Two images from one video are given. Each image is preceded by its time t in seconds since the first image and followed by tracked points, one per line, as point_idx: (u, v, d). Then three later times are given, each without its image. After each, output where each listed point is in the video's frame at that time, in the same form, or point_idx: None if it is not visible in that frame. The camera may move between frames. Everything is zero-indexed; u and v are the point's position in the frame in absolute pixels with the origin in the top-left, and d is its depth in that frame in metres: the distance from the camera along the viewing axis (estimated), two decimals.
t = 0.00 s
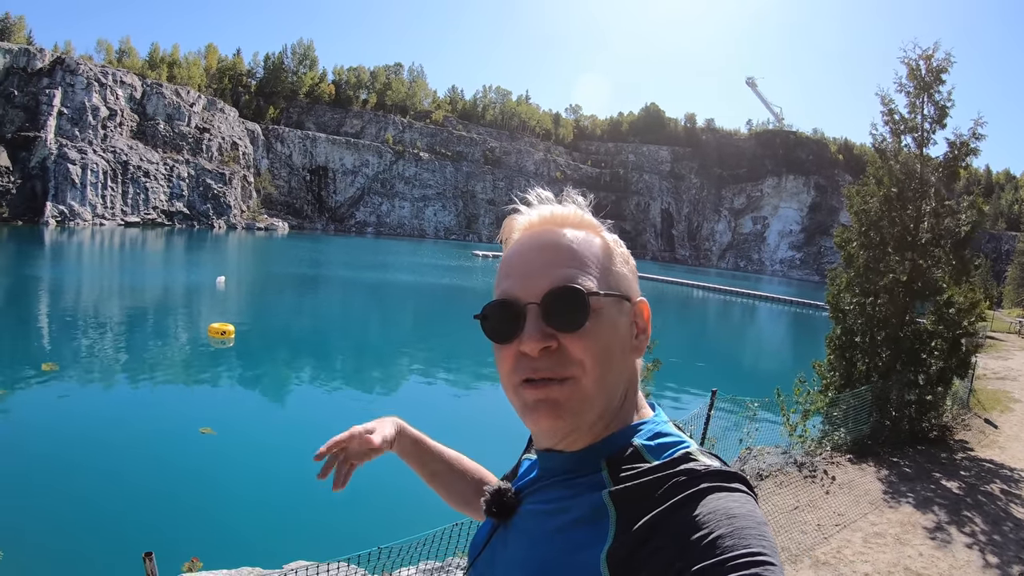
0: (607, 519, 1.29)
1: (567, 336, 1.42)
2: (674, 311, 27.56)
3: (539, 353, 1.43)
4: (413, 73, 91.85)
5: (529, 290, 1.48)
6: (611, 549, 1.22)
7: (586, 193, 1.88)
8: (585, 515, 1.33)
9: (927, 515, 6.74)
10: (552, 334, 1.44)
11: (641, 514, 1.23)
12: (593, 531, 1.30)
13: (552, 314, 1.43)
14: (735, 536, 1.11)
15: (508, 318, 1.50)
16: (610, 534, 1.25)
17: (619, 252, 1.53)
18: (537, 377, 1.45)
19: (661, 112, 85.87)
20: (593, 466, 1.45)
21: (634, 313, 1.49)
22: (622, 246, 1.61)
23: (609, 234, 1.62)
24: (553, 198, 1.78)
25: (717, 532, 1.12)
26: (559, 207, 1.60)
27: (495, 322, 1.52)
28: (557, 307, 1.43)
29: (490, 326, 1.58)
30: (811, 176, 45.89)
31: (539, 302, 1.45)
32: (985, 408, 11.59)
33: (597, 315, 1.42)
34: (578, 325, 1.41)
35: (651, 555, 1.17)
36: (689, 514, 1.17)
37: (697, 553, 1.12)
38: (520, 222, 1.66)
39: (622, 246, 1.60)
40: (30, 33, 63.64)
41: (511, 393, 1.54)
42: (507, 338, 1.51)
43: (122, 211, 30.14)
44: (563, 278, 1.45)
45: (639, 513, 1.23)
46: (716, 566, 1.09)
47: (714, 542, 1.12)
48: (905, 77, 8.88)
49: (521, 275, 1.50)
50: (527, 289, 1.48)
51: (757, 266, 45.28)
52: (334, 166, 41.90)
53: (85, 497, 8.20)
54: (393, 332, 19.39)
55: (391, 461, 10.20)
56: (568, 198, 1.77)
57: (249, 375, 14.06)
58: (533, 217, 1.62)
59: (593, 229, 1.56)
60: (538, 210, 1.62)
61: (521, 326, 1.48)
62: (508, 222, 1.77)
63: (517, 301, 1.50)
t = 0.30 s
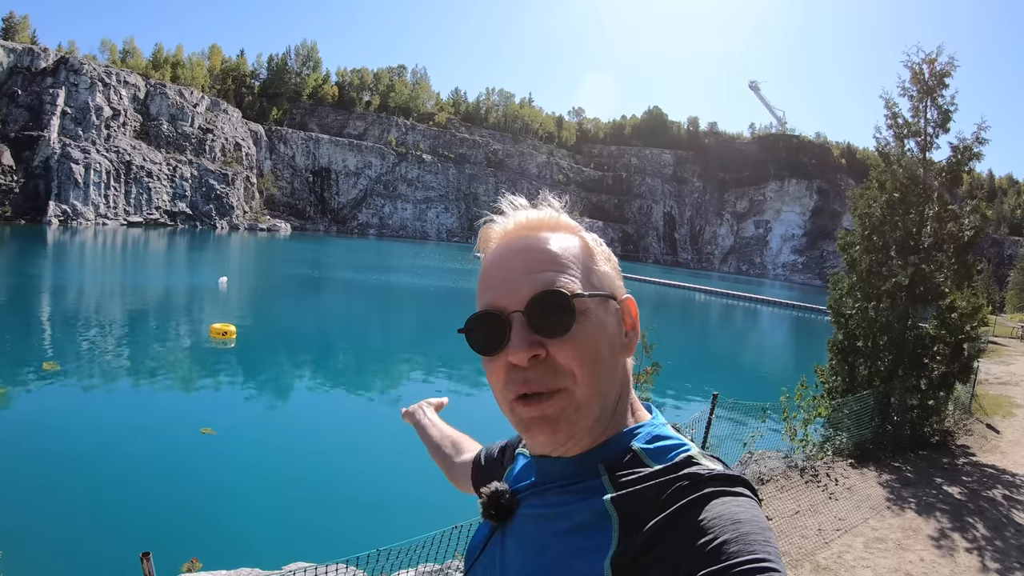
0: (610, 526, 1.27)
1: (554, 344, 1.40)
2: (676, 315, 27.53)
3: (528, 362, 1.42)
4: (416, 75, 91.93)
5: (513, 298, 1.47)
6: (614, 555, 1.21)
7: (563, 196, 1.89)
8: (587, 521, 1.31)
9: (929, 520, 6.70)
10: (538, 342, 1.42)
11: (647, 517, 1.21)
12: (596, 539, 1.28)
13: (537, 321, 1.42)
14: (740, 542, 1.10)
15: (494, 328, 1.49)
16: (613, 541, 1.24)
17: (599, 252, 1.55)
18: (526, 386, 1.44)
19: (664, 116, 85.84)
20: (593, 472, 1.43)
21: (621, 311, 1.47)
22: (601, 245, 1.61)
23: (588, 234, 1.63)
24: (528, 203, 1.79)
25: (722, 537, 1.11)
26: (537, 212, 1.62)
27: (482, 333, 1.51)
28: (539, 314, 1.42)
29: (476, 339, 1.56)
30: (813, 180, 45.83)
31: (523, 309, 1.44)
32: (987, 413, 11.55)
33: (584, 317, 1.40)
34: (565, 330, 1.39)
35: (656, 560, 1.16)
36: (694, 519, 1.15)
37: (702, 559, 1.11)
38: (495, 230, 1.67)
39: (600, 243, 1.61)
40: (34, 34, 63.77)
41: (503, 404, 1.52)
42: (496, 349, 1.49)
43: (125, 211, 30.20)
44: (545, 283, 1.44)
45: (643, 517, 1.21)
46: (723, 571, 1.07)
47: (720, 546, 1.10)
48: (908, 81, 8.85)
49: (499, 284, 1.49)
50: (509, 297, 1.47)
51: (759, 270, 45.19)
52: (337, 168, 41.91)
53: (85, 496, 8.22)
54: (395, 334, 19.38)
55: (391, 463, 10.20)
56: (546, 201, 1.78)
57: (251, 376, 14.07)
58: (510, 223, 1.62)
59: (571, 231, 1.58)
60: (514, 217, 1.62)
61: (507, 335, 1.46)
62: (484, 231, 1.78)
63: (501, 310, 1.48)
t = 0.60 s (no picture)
0: (605, 529, 1.27)
1: (553, 350, 1.40)
2: (677, 317, 27.49)
3: (525, 368, 1.42)
4: (419, 76, 91.90)
5: (511, 304, 1.47)
6: (609, 557, 1.20)
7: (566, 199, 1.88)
8: (586, 522, 1.30)
9: (932, 524, 6.67)
10: (536, 348, 1.42)
11: (641, 521, 1.21)
12: (594, 538, 1.28)
13: (534, 326, 1.41)
14: (736, 547, 1.09)
15: (492, 334, 1.49)
16: (608, 544, 1.24)
17: (601, 256, 1.55)
18: (524, 391, 1.43)
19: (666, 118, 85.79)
20: (591, 475, 1.43)
21: (622, 315, 1.47)
22: (602, 250, 1.61)
23: (590, 238, 1.63)
24: (532, 207, 1.78)
25: (716, 541, 1.11)
26: (538, 217, 1.61)
27: (480, 338, 1.51)
28: (538, 319, 1.41)
29: (475, 343, 1.56)
30: (815, 182, 45.75)
31: (520, 316, 1.44)
32: (989, 416, 11.52)
33: (582, 323, 1.39)
34: (563, 336, 1.39)
35: (652, 562, 1.15)
36: (688, 522, 1.15)
37: (699, 563, 1.10)
38: (497, 235, 1.66)
39: (600, 249, 1.61)
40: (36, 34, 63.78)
41: (502, 408, 1.52)
42: (494, 355, 1.49)
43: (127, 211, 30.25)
44: (543, 290, 1.43)
45: (637, 523, 1.21)
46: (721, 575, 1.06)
47: (715, 552, 1.10)
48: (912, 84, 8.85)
49: (496, 289, 1.50)
50: (507, 304, 1.47)
51: (761, 272, 45.14)
52: (339, 169, 41.95)
53: (85, 495, 8.22)
54: (396, 335, 19.37)
55: (392, 464, 10.19)
56: (547, 205, 1.77)
57: (252, 376, 14.09)
58: (510, 227, 1.61)
59: (572, 235, 1.58)
60: (516, 221, 1.62)
61: (505, 341, 1.46)
62: (485, 235, 1.77)
63: (500, 316, 1.48)
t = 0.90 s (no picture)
0: (608, 526, 1.26)
1: (558, 346, 1.39)
2: (679, 316, 27.45)
3: (530, 365, 1.41)
4: (420, 75, 91.86)
5: (515, 302, 1.46)
6: (612, 555, 1.20)
7: (571, 198, 1.86)
8: (588, 519, 1.30)
9: (934, 524, 6.66)
10: (542, 346, 1.41)
11: (645, 520, 1.19)
12: (596, 536, 1.27)
13: (540, 325, 1.40)
14: (740, 544, 1.09)
15: (497, 332, 1.48)
16: (610, 542, 1.23)
17: (605, 256, 1.54)
18: (529, 388, 1.43)
19: (667, 117, 85.68)
20: (593, 473, 1.42)
21: (626, 316, 1.46)
22: (607, 249, 1.60)
23: (595, 238, 1.62)
24: (536, 206, 1.77)
25: (720, 538, 1.10)
26: (543, 216, 1.60)
27: (484, 335, 1.51)
28: (542, 317, 1.40)
29: (480, 341, 1.55)
30: (816, 181, 45.72)
31: (525, 314, 1.43)
32: (990, 416, 11.50)
33: (587, 322, 1.39)
34: (567, 335, 1.38)
35: (655, 560, 1.14)
36: (693, 520, 1.15)
37: (702, 562, 1.10)
38: (502, 233, 1.65)
39: (606, 248, 1.59)
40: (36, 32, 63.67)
41: (506, 405, 1.51)
42: (498, 352, 1.49)
43: (128, 210, 30.26)
44: (548, 289, 1.43)
45: (641, 519, 1.20)
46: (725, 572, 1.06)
47: (719, 549, 1.09)
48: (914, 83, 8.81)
49: (501, 287, 1.49)
50: (511, 301, 1.46)
51: (762, 271, 45.07)
52: (340, 168, 41.92)
53: (87, 493, 8.23)
54: (397, 334, 19.38)
55: (393, 463, 10.18)
56: (551, 204, 1.75)
57: (253, 375, 14.09)
58: (516, 226, 1.60)
59: (577, 234, 1.56)
60: (521, 220, 1.61)
61: (509, 340, 1.45)
62: (489, 234, 1.76)
63: (505, 313, 1.47)
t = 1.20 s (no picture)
0: (599, 526, 1.26)
1: (555, 351, 1.40)
2: (680, 317, 27.42)
3: (526, 368, 1.41)
4: (423, 76, 91.91)
5: (514, 306, 1.46)
6: (601, 553, 1.20)
7: (570, 203, 1.86)
8: (577, 518, 1.30)
9: (934, 526, 6.65)
10: (539, 349, 1.42)
11: (637, 517, 1.20)
12: (586, 534, 1.27)
13: (537, 330, 1.41)
14: (730, 545, 1.08)
15: (494, 336, 1.49)
16: (600, 541, 1.23)
17: (603, 263, 1.54)
18: (525, 392, 1.44)
19: (669, 118, 85.62)
20: (585, 472, 1.42)
21: (622, 323, 1.47)
22: (605, 256, 1.60)
23: (594, 245, 1.62)
24: (535, 210, 1.77)
25: (710, 540, 1.10)
26: (542, 220, 1.60)
27: (481, 337, 1.51)
28: (541, 322, 1.41)
29: (477, 343, 1.56)
30: (818, 182, 45.72)
31: (523, 318, 1.44)
32: (991, 417, 11.46)
33: (584, 328, 1.39)
34: (564, 340, 1.38)
35: (645, 561, 1.14)
36: (682, 522, 1.15)
37: (692, 562, 1.09)
38: (502, 237, 1.65)
39: (605, 255, 1.60)
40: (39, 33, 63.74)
41: (500, 408, 1.52)
42: (495, 355, 1.49)
43: (130, 210, 30.31)
44: (547, 294, 1.43)
45: (631, 520, 1.20)
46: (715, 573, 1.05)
47: (708, 550, 1.09)
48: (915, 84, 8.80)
49: (500, 291, 1.49)
50: (509, 305, 1.47)
51: (764, 272, 45.00)
52: (342, 168, 41.94)
53: (88, 493, 8.24)
54: (399, 335, 19.37)
55: (393, 464, 10.17)
56: (550, 209, 1.75)
57: (255, 375, 14.10)
58: (515, 230, 1.60)
59: (576, 239, 1.57)
60: (521, 224, 1.61)
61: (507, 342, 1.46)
62: (489, 237, 1.76)
63: (503, 316, 1.48)
